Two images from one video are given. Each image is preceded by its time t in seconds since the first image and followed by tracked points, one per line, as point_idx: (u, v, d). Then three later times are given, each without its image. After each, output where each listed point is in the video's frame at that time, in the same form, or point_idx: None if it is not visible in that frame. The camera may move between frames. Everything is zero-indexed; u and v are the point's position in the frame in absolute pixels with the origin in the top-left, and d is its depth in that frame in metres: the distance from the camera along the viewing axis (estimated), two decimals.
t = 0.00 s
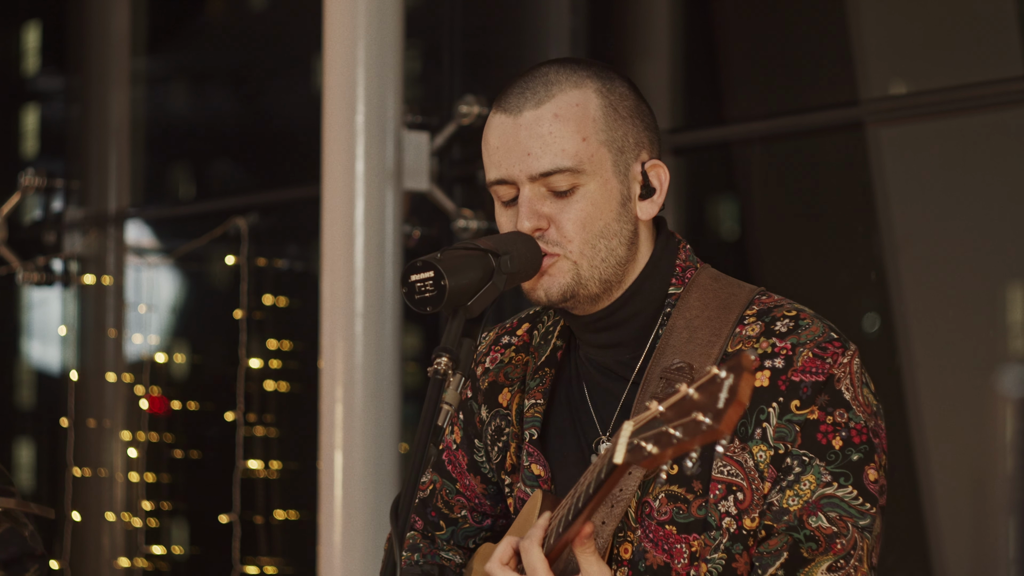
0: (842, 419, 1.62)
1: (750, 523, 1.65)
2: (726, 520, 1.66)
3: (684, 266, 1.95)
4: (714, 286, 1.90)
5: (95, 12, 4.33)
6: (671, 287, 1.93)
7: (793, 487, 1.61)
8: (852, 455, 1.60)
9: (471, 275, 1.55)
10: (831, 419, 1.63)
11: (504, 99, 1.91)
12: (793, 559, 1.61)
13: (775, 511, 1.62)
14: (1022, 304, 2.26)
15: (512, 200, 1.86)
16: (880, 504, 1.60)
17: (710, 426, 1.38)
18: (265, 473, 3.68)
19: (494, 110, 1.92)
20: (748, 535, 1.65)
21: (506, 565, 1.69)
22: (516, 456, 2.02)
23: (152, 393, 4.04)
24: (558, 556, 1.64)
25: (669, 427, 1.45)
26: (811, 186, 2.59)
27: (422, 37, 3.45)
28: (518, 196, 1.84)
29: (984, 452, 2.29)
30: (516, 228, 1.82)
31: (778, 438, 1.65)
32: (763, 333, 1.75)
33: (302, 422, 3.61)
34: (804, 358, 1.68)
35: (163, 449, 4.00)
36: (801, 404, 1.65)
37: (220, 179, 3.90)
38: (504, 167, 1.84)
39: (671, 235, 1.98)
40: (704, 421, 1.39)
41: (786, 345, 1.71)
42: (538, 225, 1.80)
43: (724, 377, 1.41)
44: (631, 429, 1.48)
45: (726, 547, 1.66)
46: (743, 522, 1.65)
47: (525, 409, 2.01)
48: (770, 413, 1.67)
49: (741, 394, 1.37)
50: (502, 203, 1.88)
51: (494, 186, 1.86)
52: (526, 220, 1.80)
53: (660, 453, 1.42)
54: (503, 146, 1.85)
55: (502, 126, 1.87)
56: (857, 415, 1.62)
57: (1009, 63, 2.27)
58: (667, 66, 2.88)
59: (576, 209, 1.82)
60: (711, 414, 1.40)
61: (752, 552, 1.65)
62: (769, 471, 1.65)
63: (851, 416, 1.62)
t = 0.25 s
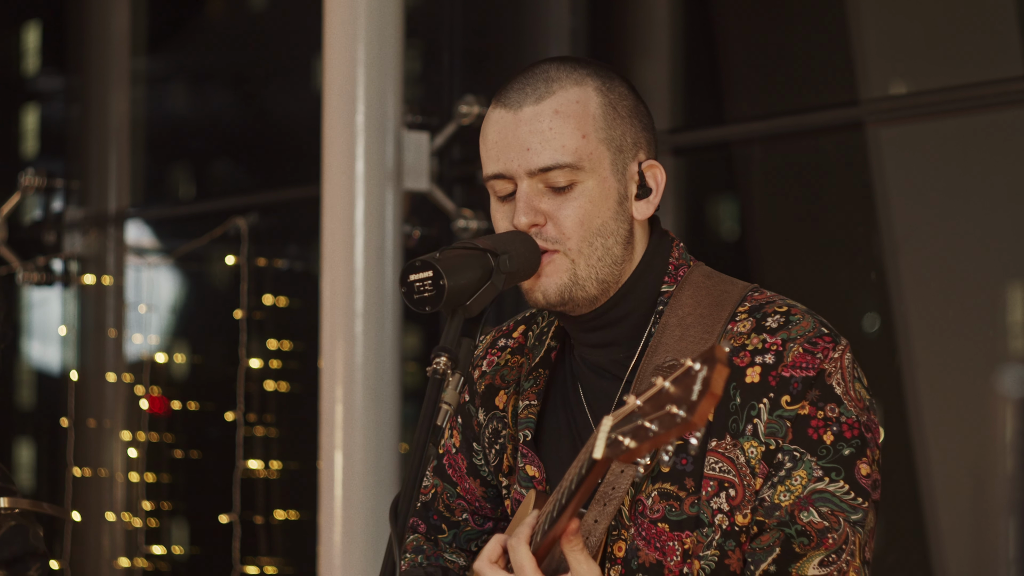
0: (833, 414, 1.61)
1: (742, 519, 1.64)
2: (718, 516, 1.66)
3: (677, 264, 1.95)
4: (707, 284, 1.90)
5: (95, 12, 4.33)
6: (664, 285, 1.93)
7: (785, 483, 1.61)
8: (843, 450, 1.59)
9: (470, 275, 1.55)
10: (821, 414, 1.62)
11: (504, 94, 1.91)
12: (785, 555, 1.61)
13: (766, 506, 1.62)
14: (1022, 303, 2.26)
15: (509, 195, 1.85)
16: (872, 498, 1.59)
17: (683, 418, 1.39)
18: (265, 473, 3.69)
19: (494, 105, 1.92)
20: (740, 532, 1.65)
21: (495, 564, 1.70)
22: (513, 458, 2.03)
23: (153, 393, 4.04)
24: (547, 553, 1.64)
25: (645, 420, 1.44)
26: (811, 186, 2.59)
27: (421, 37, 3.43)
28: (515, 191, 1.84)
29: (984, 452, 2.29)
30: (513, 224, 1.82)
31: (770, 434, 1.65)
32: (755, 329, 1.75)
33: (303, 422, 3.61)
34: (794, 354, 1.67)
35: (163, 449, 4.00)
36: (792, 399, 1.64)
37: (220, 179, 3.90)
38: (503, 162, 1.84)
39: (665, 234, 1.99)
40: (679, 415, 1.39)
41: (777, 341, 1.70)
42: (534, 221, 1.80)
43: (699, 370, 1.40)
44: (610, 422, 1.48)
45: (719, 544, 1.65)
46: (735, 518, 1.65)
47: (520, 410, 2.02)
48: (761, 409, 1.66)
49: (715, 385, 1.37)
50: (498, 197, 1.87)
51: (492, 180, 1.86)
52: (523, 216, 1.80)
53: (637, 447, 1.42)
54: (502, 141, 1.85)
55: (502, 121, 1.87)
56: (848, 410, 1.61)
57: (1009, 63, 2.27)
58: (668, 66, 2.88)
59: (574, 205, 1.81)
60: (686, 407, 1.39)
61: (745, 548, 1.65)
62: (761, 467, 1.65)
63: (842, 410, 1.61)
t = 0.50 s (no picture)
0: (827, 413, 1.61)
1: (736, 518, 1.65)
2: (712, 515, 1.66)
3: (674, 264, 1.95)
4: (702, 284, 1.90)
5: (95, 12, 4.33)
6: (660, 285, 1.93)
7: (778, 481, 1.61)
8: (837, 449, 1.59)
9: (472, 276, 1.55)
10: (815, 413, 1.62)
11: (508, 93, 1.91)
12: (778, 553, 1.60)
13: (760, 505, 1.62)
14: (1022, 303, 2.26)
15: (509, 194, 1.85)
16: (865, 498, 1.58)
17: (669, 409, 1.38)
18: (265, 473, 3.69)
19: (497, 103, 1.92)
20: (734, 530, 1.65)
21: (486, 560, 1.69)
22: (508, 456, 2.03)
23: (153, 393, 4.03)
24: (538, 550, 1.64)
25: (631, 413, 1.44)
26: (811, 187, 2.59)
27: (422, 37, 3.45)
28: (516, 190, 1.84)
29: (984, 452, 2.29)
30: (513, 223, 1.82)
31: (763, 433, 1.65)
32: (750, 328, 1.75)
33: (303, 422, 3.62)
34: (789, 352, 1.67)
35: (163, 449, 3.99)
36: (786, 398, 1.64)
37: (220, 179, 3.90)
38: (505, 160, 1.83)
39: (662, 234, 1.99)
40: (664, 405, 1.39)
41: (771, 339, 1.70)
42: (534, 221, 1.80)
43: (684, 361, 1.40)
44: (598, 417, 1.49)
45: (712, 543, 1.66)
46: (729, 517, 1.65)
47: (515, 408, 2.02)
48: (755, 408, 1.67)
49: (698, 376, 1.36)
50: (497, 195, 1.87)
51: (492, 178, 1.86)
52: (523, 216, 1.80)
53: (623, 440, 1.42)
54: (504, 140, 1.85)
55: (505, 119, 1.87)
56: (842, 409, 1.61)
57: (1009, 63, 2.27)
58: (668, 66, 2.88)
59: (575, 207, 1.82)
60: (671, 398, 1.39)
61: (739, 547, 1.65)
62: (754, 466, 1.65)
63: (836, 409, 1.61)
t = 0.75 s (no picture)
0: (830, 414, 1.61)
1: (738, 517, 1.64)
2: (714, 515, 1.66)
3: (674, 264, 1.95)
4: (704, 284, 1.91)
5: (94, 12, 4.33)
6: (661, 285, 1.93)
7: (781, 482, 1.61)
8: (840, 450, 1.59)
9: (473, 276, 1.55)
10: (818, 414, 1.62)
11: (501, 98, 1.90)
12: (780, 552, 1.60)
13: (762, 505, 1.62)
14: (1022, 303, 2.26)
15: (509, 198, 1.85)
16: (867, 499, 1.58)
17: (681, 406, 1.36)
18: (265, 473, 3.69)
19: (490, 108, 1.91)
20: (736, 530, 1.65)
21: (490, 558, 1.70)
22: (507, 458, 2.04)
23: (152, 393, 4.03)
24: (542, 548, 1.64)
25: (642, 409, 1.43)
26: (811, 187, 2.58)
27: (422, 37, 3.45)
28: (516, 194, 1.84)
29: (984, 452, 2.29)
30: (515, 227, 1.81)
31: (766, 433, 1.64)
32: (752, 329, 1.75)
33: (303, 422, 3.62)
34: (792, 353, 1.67)
35: (163, 449, 3.99)
36: (789, 399, 1.64)
37: (221, 179, 3.90)
38: (504, 165, 1.83)
39: (661, 234, 1.99)
40: (675, 401, 1.38)
41: (775, 340, 1.71)
42: (537, 224, 1.80)
43: (695, 357, 1.39)
44: (607, 414, 1.48)
45: (714, 542, 1.66)
46: (731, 516, 1.65)
47: (514, 409, 2.02)
48: (759, 408, 1.66)
49: (711, 372, 1.35)
50: (497, 201, 1.87)
51: (490, 183, 1.85)
52: (526, 219, 1.79)
53: (633, 436, 1.41)
54: (501, 144, 1.84)
55: (501, 124, 1.87)
56: (845, 410, 1.61)
57: (1010, 63, 2.27)
58: (668, 66, 2.88)
59: (576, 207, 1.82)
60: (682, 394, 1.38)
61: (740, 547, 1.65)
62: (757, 466, 1.64)
63: (839, 411, 1.61)
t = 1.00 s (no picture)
0: (836, 416, 1.61)
1: (744, 518, 1.64)
2: (720, 516, 1.66)
3: (677, 266, 1.95)
4: (708, 285, 1.90)
5: (95, 12, 4.33)
6: (665, 286, 1.92)
7: (787, 483, 1.61)
8: (846, 452, 1.59)
9: (471, 274, 1.55)
10: (824, 415, 1.62)
11: (484, 106, 1.91)
12: (787, 553, 1.62)
13: (768, 506, 1.61)
14: (1022, 304, 2.26)
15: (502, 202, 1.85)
16: (873, 500, 1.59)
17: (702, 404, 1.36)
18: (265, 473, 3.70)
19: (474, 118, 1.92)
20: (742, 531, 1.65)
21: (502, 555, 1.68)
22: (508, 458, 2.03)
23: (152, 393, 4.03)
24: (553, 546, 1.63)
25: (663, 407, 1.42)
26: (811, 187, 2.59)
27: (422, 38, 3.45)
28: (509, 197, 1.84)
29: (984, 452, 2.29)
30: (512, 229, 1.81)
31: (773, 434, 1.64)
32: (758, 331, 1.75)
33: (303, 422, 3.62)
34: (798, 355, 1.68)
35: (163, 449, 3.99)
36: (796, 400, 1.64)
37: (221, 179, 3.90)
38: (493, 170, 1.84)
39: (662, 236, 1.99)
40: (699, 401, 1.37)
41: (780, 341, 1.70)
42: (534, 223, 1.79)
43: (718, 356, 1.37)
44: (624, 411, 1.46)
45: (721, 543, 1.65)
46: (737, 517, 1.64)
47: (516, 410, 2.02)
48: (765, 410, 1.66)
49: (735, 371, 1.33)
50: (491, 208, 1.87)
51: (482, 190, 1.86)
52: (521, 219, 1.79)
53: (654, 434, 1.40)
54: (489, 150, 1.85)
55: (486, 130, 1.87)
56: (850, 411, 1.62)
57: (1009, 63, 2.27)
58: (667, 66, 2.88)
59: (569, 202, 1.82)
60: (706, 393, 1.37)
61: (746, 547, 1.65)
62: (764, 467, 1.64)
63: (844, 412, 1.61)
